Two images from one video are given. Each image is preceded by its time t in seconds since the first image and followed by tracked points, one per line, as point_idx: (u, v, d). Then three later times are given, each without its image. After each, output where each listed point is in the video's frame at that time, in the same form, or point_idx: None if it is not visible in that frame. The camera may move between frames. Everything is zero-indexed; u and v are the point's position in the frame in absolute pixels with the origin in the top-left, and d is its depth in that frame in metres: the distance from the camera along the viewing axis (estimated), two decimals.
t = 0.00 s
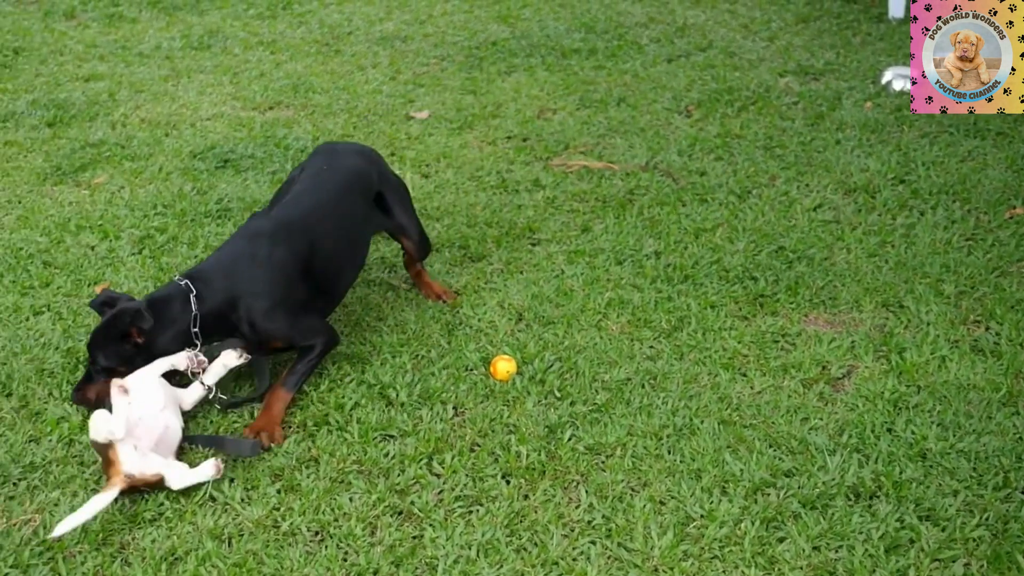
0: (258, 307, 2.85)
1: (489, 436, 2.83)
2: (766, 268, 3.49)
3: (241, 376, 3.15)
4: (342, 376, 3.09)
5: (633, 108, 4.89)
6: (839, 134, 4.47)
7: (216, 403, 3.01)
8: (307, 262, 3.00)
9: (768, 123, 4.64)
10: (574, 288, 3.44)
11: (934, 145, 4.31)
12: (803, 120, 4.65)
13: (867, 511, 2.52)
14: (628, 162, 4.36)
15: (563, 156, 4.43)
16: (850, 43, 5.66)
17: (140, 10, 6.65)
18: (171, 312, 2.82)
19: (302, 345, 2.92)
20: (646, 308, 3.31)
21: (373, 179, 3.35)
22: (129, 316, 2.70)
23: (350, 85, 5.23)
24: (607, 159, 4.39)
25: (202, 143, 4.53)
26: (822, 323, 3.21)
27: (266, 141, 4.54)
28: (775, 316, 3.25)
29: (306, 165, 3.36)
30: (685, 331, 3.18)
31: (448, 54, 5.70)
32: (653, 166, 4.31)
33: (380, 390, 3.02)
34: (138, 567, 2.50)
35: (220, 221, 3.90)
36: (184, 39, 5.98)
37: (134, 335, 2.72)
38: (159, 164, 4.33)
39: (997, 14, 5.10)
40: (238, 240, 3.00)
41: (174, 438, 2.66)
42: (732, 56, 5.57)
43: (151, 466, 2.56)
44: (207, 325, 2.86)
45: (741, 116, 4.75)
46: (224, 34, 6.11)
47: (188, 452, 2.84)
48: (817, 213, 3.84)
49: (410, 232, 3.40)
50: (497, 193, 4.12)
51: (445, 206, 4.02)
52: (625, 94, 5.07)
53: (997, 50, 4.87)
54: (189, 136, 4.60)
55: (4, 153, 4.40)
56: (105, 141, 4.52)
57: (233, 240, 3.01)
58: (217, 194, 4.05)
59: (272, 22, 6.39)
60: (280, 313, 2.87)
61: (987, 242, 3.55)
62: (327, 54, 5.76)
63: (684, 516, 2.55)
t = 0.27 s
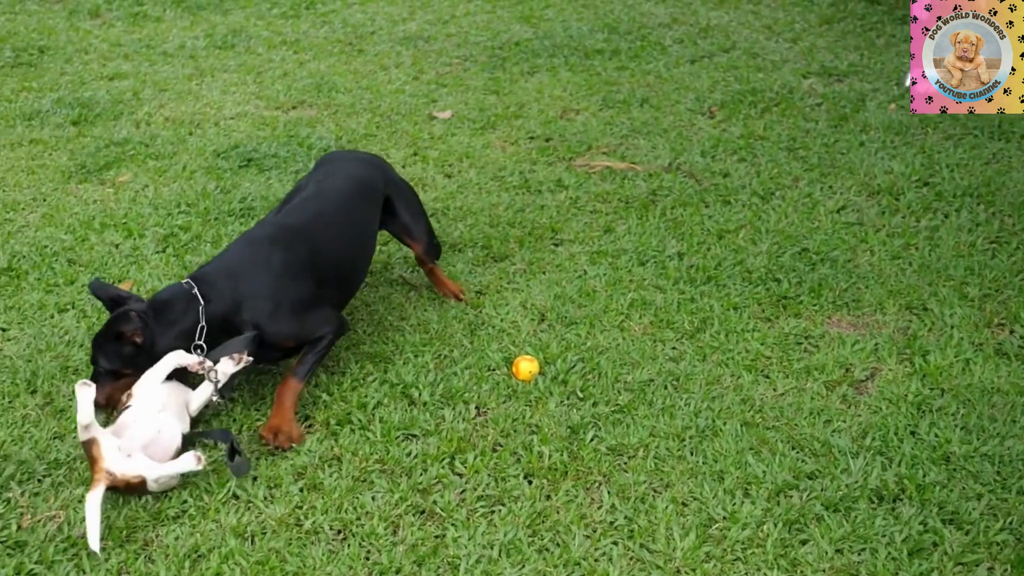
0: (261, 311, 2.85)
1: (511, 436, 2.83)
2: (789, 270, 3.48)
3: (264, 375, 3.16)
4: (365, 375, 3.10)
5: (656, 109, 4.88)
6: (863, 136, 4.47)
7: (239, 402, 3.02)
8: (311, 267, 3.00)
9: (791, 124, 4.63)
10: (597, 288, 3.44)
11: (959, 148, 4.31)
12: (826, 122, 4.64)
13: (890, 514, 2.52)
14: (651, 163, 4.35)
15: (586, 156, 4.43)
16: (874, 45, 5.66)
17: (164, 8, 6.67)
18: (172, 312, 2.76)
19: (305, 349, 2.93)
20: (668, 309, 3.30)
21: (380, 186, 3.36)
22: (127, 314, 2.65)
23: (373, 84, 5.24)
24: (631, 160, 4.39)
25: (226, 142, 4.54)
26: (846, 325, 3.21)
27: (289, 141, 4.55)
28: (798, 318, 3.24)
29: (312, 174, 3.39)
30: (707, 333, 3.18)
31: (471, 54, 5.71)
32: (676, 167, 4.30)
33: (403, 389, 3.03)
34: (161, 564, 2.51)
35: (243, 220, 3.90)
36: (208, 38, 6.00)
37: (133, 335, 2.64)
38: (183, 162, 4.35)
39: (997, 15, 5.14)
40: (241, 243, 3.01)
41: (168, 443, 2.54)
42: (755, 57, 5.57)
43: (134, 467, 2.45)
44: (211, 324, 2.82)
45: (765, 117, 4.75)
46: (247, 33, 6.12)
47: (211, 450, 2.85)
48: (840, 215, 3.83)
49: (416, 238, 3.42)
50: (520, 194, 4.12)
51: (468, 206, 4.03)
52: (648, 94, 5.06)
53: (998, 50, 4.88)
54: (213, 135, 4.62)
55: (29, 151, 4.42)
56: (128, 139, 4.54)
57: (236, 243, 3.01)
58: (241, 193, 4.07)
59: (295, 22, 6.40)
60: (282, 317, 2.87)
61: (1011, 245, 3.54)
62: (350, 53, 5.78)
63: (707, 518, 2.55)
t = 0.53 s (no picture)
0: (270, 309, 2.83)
1: (539, 437, 2.83)
2: (818, 272, 3.47)
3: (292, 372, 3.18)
4: (392, 374, 3.11)
5: (685, 109, 4.88)
6: (893, 139, 4.46)
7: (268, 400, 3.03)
8: (321, 266, 2.98)
9: (821, 127, 4.63)
10: (625, 290, 3.44)
11: (990, 151, 4.29)
12: (856, 124, 4.63)
13: (919, 518, 2.51)
14: (679, 164, 4.34)
15: (615, 157, 4.43)
16: (905, 48, 5.67)
17: (195, 7, 6.69)
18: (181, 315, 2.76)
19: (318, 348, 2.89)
20: (697, 310, 3.30)
21: (395, 188, 3.35)
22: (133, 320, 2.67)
23: (402, 84, 5.25)
24: (659, 161, 4.39)
25: (256, 141, 4.56)
26: (875, 328, 3.20)
27: (318, 140, 4.56)
28: (827, 321, 3.23)
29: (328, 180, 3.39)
30: (736, 335, 3.17)
31: (500, 54, 5.71)
32: (705, 168, 4.30)
33: (431, 388, 3.03)
34: (190, 560, 2.53)
35: (272, 219, 3.92)
36: (238, 38, 6.02)
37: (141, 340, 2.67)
38: (213, 161, 4.36)
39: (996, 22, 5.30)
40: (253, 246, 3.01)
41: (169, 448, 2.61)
42: (785, 59, 5.56)
43: (127, 464, 2.53)
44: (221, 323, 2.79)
45: (794, 119, 4.74)
46: (277, 32, 6.14)
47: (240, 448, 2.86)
48: (870, 218, 3.82)
49: (430, 240, 3.40)
50: (548, 194, 4.12)
51: (496, 206, 4.03)
52: (677, 95, 5.05)
53: (998, 51, 5.05)
54: (243, 134, 4.63)
55: (61, 148, 4.45)
56: (159, 137, 4.56)
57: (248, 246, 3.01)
58: (270, 192, 4.08)
59: (325, 21, 6.43)
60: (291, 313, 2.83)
61: None
62: (379, 53, 5.79)
63: (735, 520, 2.55)
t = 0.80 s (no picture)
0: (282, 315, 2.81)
1: (575, 437, 2.83)
2: (856, 275, 3.46)
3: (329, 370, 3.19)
4: (428, 373, 3.12)
5: (723, 111, 4.87)
6: (932, 141, 4.44)
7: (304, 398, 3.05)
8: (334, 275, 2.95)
9: (860, 129, 4.61)
10: (662, 291, 3.44)
11: None
12: (895, 127, 4.62)
13: (957, 523, 2.49)
14: (716, 165, 4.33)
15: (652, 157, 4.43)
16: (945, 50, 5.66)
17: (234, 6, 6.71)
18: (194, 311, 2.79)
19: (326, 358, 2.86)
20: (735, 312, 3.30)
21: (424, 195, 3.32)
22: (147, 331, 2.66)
23: (440, 84, 5.27)
24: (697, 162, 4.38)
25: (293, 140, 4.57)
26: (914, 332, 3.18)
27: (356, 139, 4.58)
28: (865, 324, 3.22)
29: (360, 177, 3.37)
30: (774, 337, 3.17)
31: (538, 54, 5.71)
32: (743, 170, 4.29)
33: (467, 388, 3.04)
34: (227, 557, 2.54)
35: (310, 217, 3.93)
36: (276, 37, 6.04)
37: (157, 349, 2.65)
38: (251, 159, 4.38)
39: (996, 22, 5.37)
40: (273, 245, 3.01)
41: (164, 430, 2.62)
42: (824, 61, 5.55)
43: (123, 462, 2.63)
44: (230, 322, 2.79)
45: (833, 121, 4.73)
46: (315, 31, 6.16)
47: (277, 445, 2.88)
48: (908, 221, 3.80)
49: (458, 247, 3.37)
50: (585, 195, 4.12)
51: (533, 206, 4.03)
52: (715, 97, 5.05)
53: (998, 51, 5.14)
54: (281, 133, 4.65)
55: (101, 145, 4.49)
56: (198, 134, 4.59)
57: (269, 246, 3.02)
58: (308, 191, 4.10)
59: (363, 20, 6.45)
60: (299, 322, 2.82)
61: None
62: (416, 53, 5.80)
63: (771, 523, 2.54)
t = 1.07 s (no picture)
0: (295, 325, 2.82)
1: (606, 438, 2.83)
2: (889, 277, 3.45)
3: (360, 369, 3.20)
4: (460, 373, 3.13)
5: (755, 112, 4.86)
6: (966, 143, 4.44)
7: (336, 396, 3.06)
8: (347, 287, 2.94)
9: (893, 130, 4.61)
10: (694, 291, 3.43)
11: None
12: (930, 128, 4.62)
13: (991, 527, 2.48)
14: (749, 167, 4.33)
15: (684, 158, 4.43)
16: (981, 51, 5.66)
17: (266, 5, 6.75)
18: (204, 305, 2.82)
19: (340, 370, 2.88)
20: (767, 313, 3.29)
21: (447, 201, 3.30)
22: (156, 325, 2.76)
23: (472, 83, 5.28)
24: (729, 163, 4.37)
25: (325, 139, 4.59)
26: (947, 335, 3.17)
27: (388, 138, 4.59)
28: (898, 326, 3.21)
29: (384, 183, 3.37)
30: (806, 339, 3.16)
31: (570, 54, 5.72)
32: (776, 171, 4.28)
33: (498, 387, 3.04)
34: (259, 553, 2.55)
35: (342, 216, 3.94)
36: (308, 36, 6.06)
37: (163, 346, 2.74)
38: (284, 158, 4.40)
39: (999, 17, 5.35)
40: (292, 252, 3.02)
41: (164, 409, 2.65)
42: (857, 61, 5.56)
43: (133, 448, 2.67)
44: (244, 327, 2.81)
45: (867, 122, 4.73)
46: (347, 30, 6.18)
47: (308, 442, 2.88)
48: (942, 223, 3.79)
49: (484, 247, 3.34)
50: (617, 195, 4.12)
51: (565, 206, 4.03)
52: (747, 97, 5.05)
53: (998, 51, 5.08)
54: (313, 132, 4.67)
55: (135, 144, 4.52)
56: (231, 133, 4.62)
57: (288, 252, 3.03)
58: (340, 189, 4.11)
59: (395, 20, 6.47)
60: (312, 333, 2.82)
61: None
62: (449, 52, 5.82)
63: (803, 525, 2.53)
